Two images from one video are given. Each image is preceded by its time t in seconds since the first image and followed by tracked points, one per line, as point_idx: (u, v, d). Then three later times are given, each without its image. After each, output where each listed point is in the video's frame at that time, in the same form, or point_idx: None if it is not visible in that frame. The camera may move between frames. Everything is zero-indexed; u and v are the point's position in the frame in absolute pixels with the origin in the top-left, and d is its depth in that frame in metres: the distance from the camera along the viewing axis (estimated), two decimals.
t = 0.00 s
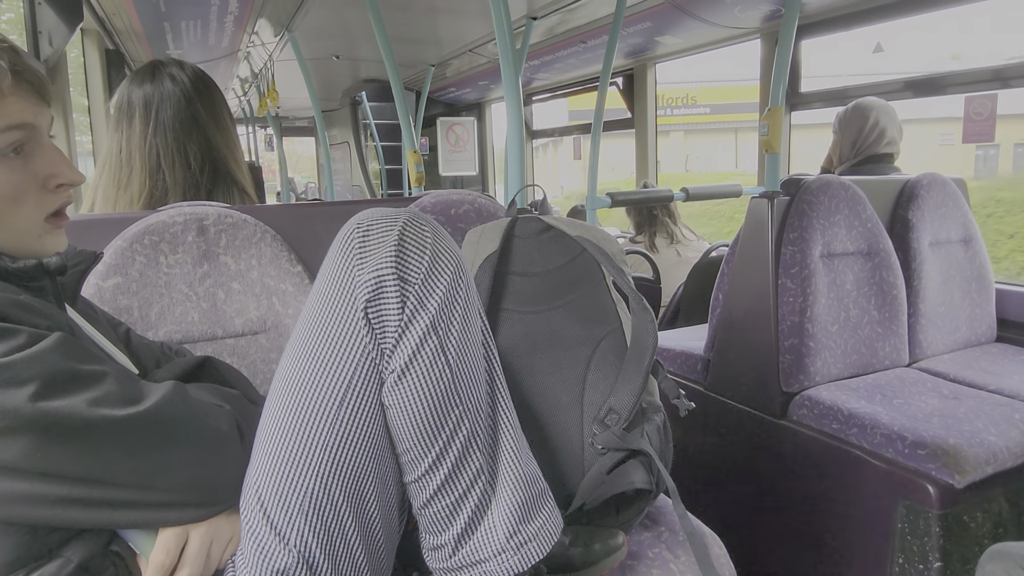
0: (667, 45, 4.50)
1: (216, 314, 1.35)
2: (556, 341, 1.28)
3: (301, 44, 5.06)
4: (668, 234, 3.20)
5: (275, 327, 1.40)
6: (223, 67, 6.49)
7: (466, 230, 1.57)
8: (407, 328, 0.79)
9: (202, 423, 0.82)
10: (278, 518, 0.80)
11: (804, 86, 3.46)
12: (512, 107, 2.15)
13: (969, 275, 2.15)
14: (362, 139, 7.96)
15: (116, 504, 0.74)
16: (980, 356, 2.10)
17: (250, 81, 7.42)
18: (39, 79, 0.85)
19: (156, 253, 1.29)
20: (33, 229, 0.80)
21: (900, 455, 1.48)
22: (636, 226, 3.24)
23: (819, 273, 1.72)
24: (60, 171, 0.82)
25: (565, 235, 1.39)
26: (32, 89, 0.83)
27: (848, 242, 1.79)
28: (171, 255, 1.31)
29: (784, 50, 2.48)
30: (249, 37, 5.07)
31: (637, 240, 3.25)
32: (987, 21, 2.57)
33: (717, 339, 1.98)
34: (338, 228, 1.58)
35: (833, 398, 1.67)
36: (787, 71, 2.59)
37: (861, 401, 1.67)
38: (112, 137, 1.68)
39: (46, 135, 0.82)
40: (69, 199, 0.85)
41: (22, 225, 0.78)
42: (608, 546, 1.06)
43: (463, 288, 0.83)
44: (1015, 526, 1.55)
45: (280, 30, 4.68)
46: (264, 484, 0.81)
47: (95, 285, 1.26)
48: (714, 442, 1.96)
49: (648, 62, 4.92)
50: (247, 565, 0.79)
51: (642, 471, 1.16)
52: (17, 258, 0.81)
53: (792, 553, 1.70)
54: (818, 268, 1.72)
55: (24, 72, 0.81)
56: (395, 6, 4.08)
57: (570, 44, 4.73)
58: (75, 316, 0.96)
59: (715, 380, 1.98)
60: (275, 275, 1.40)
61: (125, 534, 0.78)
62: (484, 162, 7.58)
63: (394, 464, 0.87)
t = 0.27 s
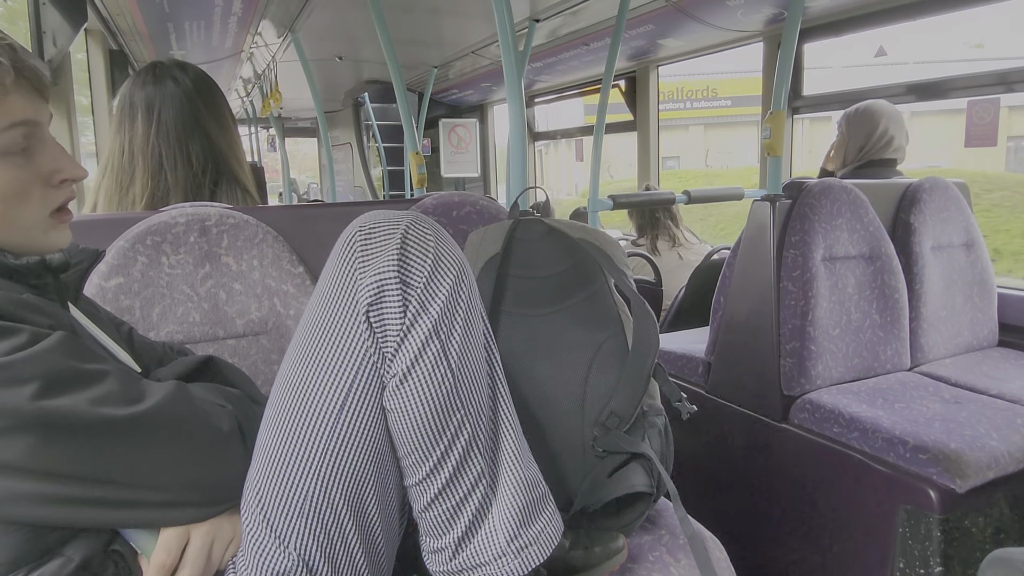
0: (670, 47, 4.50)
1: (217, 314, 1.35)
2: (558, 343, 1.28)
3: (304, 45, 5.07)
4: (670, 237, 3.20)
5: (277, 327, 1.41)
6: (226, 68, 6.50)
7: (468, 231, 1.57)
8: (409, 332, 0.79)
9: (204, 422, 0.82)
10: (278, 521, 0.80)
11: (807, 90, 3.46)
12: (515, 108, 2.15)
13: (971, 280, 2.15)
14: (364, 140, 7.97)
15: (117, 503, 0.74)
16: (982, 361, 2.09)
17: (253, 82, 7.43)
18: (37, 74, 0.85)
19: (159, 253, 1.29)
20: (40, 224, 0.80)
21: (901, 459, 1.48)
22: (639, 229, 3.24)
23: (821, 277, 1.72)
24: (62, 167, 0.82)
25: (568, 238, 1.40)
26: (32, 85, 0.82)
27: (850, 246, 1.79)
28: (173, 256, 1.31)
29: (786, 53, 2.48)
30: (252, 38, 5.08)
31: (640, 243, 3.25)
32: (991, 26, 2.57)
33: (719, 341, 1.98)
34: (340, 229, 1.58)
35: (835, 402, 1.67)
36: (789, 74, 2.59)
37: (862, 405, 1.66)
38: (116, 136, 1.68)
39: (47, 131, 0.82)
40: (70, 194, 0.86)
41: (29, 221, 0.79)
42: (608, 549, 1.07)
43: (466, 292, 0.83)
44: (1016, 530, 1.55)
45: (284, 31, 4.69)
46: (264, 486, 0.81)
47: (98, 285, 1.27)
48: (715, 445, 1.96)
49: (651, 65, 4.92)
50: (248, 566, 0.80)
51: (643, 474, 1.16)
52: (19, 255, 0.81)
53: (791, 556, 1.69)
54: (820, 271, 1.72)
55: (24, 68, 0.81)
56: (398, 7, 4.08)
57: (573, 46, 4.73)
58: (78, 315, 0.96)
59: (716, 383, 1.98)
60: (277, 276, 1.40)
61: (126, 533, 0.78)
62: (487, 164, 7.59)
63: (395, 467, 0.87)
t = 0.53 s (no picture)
0: (673, 46, 4.49)
1: (218, 311, 1.36)
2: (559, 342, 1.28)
3: (306, 43, 5.06)
4: (673, 236, 3.19)
5: (277, 325, 1.41)
6: (229, 65, 6.49)
7: (469, 230, 1.57)
8: (408, 329, 0.79)
9: (204, 419, 0.82)
10: (277, 518, 0.80)
11: (810, 90, 3.46)
12: (518, 107, 2.15)
13: (973, 281, 2.15)
14: (366, 138, 7.96)
15: (117, 498, 0.74)
16: (983, 362, 2.09)
17: (255, 79, 7.43)
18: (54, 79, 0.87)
19: (160, 250, 1.29)
20: (56, 219, 0.81)
21: (901, 460, 1.48)
22: (641, 228, 3.24)
23: (822, 277, 1.72)
24: (78, 164, 0.83)
25: (569, 236, 1.38)
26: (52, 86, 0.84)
27: (852, 246, 1.79)
28: (174, 253, 1.31)
29: (789, 53, 2.48)
30: (255, 35, 5.07)
31: (641, 242, 3.25)
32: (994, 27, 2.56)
33: (719, 341, 1.97)
34: (340, 226, 1.58)
35: (835, 402, 1.67)
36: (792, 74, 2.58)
37: (863, 405, 1.66)
38: (123, 133, 1.69)
39: (64, 131, 0.83)
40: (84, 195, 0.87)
41: (46, 216, 0.79)
42: (608, 548, 1.07)
43: (465, 289, 0.83)
44: (1015, 532, 1.55)
45: (286, 28, 4.68)
46: (264, 483, 0.81)
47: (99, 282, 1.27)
48: (714, 445, 1.96)
49: (653, 64, 4.90)
50: (248, 565, 0.80)
51: (642, 474, 1.16)
52: (22, 252, 0.80)
53: (790, 557, 1.69)
54: (821, 272, 1.72)
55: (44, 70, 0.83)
56: (401, 5, 4.08)
57: (576, 45, 4.73)
58: (79, 312, 0.96)
59: (716, 383, 1.98)
60: (277, 273, 1.40)
61: (126, 530, 0.78)
62: (489, 162, 7.58)
63: (394, 465, 0.87)
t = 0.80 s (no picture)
0: (675, 42, 4.48)
1: (222, 311, 1.36)
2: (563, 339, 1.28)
3: (308, 41, 5.07)
4: (678, 232, 3.19)
5: (281, 324, 1.42)
6: (231, 63, 6.50)
7: (471, 228, 1.57)
8: (412, 328, 0.79)
9: (209, 419, 0.83)
10: (283, 517, 0.80)
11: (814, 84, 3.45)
12: (519, 105, 2.14)
13: (978, 275, 2.14)
14: (370, 136, 7.97)
15: (124, 497, 0.75)
16: (989, 357, 2.08)
17: (258, 78, 7.44)
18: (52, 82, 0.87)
19: (163, 250, 1.30)
20: (59, 219, 0.81)
21: (907, 456, 1.48)
22: (645, 224, 3.24)
23: (826, 273, 1.72)
24: (77, 164, 0.84)
25: (573, 234, 1.38)
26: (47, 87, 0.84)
27: (856, 241, 1.78)
28: (177, 253, 1.31)
29: (792, 47, 2.46)
30: (257, 34, 5.07)
31: (646, 238, 3.25)
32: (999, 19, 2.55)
33: (723, 337, 1.97)
34: (343, 225, 1.58)
35: (840, 398, 1.66)
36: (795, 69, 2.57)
37: (868, 401, 1.66)
38: (134, 133, 1.70)
39: (61, 132, 0.84)
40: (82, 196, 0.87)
41: (48, 217, 0.80)
42: (612, 544, 1.08)
43: (468, 287, 0.83)
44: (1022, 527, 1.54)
45: (288, 27, 4.68)
46: (269, 483, 0.81)
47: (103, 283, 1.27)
48: (718, 442, 1.96)
49: (656, 60, 4.89)
50: (253, 564, 0.80)
51: (646, 471, 1.15)
52: (23, 253, 0.81)
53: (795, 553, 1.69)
54: (825, 267, 1.72)
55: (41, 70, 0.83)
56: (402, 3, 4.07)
57: (578, 41, 4.72)
58: (82, 314, 0.97)
59: (720, 379, 1.97)
60: (280, 273, 1.40)
61: (133, 529, 0.79)
62: (492, 159, 7.58)
63: (398, 464, 0.87)
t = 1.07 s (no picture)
0: (677, 39, 4.47)
1: (225, 310, 1.36)
2: (565, 338, 1.28)
3: (309, 40, 5.07)
4: (681, 229, 3.18)
5: (284, 322, 1.42)
6: (233, 63, 6.51)
7: (474, 226, 1.57)
8: (415, 327, 0.79)
9: (212, 418, 0.83)
10: (289, 517, 0.80)
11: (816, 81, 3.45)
12: (521, 103, 2.13)
13: (981, 271, 2.14)
14: (371, 134, 7.97)
15: (129, 497, 0.75)
16: (992, 353, 2.08)
17: (259, 78, 7.45)
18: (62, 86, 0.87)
19: (167, 249, 1.30)
20: (67, 220, 0.81)
21: (910, 452, 1.48)
22: (649, 220, 3.23)
23: (829, 269, 1.72)
24: (86, 167, 0.84)
25: (574, 231, 1.38)
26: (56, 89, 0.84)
27: (858, 238, 1.78)
28: (181, 252, 1.31)
29: (794, 44, 2.46)
30: (258, 33, 5.07)
31: (648, 235, 3.25)
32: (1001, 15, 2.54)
33: (725, 334, 1.97)
34: (346, 224, 1.59)
35: (843, 394, 1.66)
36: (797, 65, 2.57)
37: (871, 397, 1.66)
38: (138, 133, 1.71)
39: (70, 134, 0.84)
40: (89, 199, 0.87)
41: (57, 218, 0.80)
42: (615, 541, 1.07)
43: (471, 286, 0.83)
44: None
45: (289, 26, 4.68)
46: (274, 482, 0.82)
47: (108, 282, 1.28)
48: (721, 438, 1.96)
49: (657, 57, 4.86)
50: (258, 563, 0.80)
51: (650, 468, 1.15)
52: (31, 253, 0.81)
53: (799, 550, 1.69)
54: (828, 264, 1.72)
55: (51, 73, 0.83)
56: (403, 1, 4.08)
57: (579, 38, 4.71)
58: (86, 314, 0.97)
59: (722, 377, 1.97)
60: (284, 272, 1.40)
61: (137, 529, 0.79)
62: (494, 157, 7.58)
63: (402, 463, 0.87)
